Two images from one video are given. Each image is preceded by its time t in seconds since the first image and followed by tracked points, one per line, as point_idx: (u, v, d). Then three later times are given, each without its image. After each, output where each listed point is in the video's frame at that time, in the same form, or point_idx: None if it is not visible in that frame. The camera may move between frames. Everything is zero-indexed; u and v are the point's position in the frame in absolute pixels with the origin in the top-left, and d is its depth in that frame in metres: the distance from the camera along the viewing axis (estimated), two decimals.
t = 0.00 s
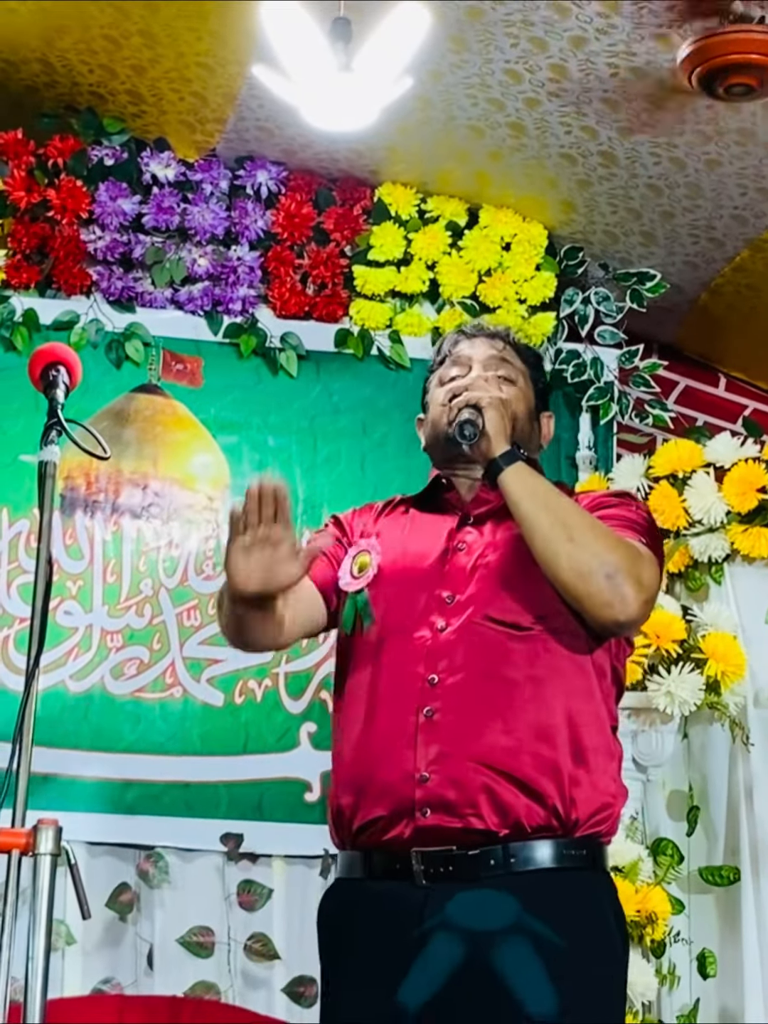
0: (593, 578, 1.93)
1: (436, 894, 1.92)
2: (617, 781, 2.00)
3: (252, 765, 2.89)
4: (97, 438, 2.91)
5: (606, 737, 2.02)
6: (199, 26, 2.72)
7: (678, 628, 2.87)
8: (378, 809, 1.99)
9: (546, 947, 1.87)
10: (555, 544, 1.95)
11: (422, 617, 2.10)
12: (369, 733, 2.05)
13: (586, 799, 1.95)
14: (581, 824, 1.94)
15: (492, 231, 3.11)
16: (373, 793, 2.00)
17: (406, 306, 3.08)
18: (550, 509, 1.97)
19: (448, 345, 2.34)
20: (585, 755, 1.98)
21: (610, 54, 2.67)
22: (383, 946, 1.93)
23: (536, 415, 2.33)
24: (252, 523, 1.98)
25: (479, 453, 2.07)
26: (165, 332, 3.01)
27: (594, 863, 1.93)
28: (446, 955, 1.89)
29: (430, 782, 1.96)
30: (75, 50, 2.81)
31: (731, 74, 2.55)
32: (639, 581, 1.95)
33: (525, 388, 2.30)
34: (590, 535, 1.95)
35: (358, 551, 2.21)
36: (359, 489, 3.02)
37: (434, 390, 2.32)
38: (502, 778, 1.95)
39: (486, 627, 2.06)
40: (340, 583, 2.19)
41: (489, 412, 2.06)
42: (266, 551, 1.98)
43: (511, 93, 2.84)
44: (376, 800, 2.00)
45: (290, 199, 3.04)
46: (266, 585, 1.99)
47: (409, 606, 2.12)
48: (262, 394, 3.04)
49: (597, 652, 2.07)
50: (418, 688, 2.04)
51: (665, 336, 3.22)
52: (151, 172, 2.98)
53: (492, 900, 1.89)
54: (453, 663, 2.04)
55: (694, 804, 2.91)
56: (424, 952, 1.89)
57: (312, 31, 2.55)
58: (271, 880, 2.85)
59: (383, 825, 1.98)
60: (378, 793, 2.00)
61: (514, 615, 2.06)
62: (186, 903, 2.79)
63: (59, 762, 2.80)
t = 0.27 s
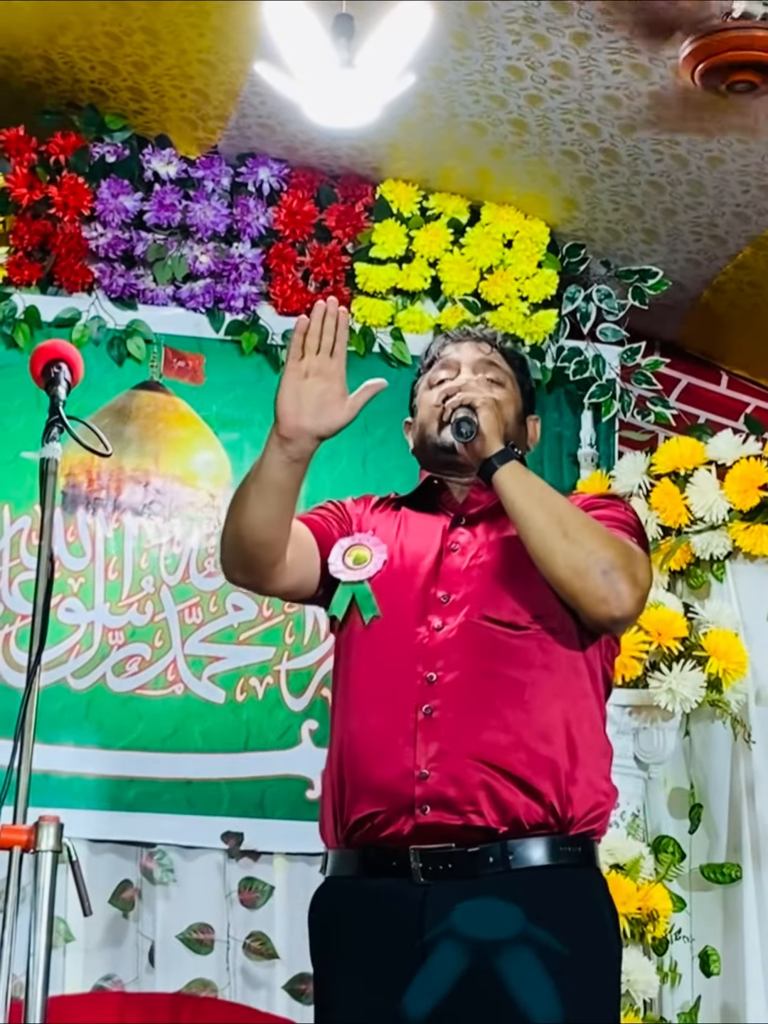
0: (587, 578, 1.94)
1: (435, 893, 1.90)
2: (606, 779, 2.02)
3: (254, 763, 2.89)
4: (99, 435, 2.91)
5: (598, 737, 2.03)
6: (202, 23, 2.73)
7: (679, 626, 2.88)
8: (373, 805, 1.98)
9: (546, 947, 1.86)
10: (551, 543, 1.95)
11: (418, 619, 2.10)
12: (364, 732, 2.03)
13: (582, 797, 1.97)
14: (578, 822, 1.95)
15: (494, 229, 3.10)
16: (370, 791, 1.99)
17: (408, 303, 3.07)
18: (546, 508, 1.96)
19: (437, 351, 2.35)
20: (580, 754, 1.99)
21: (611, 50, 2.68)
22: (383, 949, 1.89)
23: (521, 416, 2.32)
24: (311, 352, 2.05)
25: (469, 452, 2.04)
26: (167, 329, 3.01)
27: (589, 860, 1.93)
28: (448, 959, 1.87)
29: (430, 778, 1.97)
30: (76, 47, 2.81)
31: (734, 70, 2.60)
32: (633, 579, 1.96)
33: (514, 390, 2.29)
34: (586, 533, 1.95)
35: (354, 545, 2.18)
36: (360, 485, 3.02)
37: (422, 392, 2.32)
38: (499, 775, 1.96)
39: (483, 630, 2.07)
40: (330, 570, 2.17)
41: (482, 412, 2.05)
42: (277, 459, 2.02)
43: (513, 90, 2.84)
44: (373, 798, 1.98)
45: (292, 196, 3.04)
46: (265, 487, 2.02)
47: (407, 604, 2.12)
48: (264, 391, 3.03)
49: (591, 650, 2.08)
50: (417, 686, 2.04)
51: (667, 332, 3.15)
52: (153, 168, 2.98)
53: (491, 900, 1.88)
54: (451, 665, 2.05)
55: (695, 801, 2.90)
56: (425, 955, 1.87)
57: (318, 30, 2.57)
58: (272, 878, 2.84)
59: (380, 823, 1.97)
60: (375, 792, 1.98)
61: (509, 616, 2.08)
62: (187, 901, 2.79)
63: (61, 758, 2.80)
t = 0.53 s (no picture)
0: (587, 577, 1.92)
1: (432, 892, 1.85)
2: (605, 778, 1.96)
3: (255, 761, 2.89)
4: (101, 433, 2.91)
5: (595, 735, 1.98)
6: (204, 21, 2.74)
7: (681, 624, 2.88)
8: (372, 805, 1.92)
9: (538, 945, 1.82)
10: (550, 543, 1.92)
11: (416, 616, 2.04)
12: (361, 729, 1.97)
13: (581, 796, 1.91)
14: (576, 820, 1.90)
15: (496, 227, 3.10)
16: (368, 790, 1.93)
17: (410, 301, 3.06)
18: (546, 507, 1.94)
19: (431, 349, 2.26)
20: (579, 752, 1.94)
21: (614, 49, 2.67)
22: (377, 944, 1.85)
23: (519, 417, 2.24)
24: (324, 340, 2.04)
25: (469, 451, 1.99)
26: (168, 327, 3.00)
27: (587, 858, 1.89)
28: (439, 955, 1.83)
29: (428, 777, 1.91)
30: (79, 44, 2.81)
31: (736, 67, 2.54)
32: (632, 579, 1.95)
33: (509, 391, 2.21)
34: (585, 533, 1.93)
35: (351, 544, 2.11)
36: (362, 483, 3.02)
37: (416, 391, 2.22)
38: (499, 775, 1.90)
39: (482, 628, 2.01)
40: (329, 571, 2.10)
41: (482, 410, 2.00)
42: (283, 446, 1.99)
43: (516, 88, 2.84)
44: (372, 798, 1.92)
45: (294, 194, 3.05)
46: (270, 474, 1.99)
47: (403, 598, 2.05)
48: (266, 388, 3.03)
49: (588, 649, 2.03)
50: (414, 685, 1.98)
51: (668, 330, 3.18)
52: (154, 166, 2.99)
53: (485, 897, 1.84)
54: (449, 662, 1.99)
55: (697, 799, 2.90)
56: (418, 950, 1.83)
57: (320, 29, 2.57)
58: (274, 875, 2.84)
59: (379, 822, 1.91)
60: (373, 790, 1.92)
61: (509, 615, 2.01)
62: (189, 898, 2.79)
63: (64, 756, 2.80)
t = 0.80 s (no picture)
0: (589, 577, 1.91)
1: (433, 892, 1.83)
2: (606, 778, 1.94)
3: (257, 760, 2.88)
4: (101, 430, 2.90)
5: (596, 735, 1.95)
6: (205, 18, 2.72)
7: (684, 624, 2.86)
8: (373, 806, 1.90)
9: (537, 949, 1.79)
10: (552, 543, 1.91)
11: (417, 617, 2.01)
12: (361, 729, 1.95)
13: (583, 797, 1.89)
14: (578, 821, 1.88)
15: (499, 224, 3.09)
16: (368, 791, 1.91)
17: (412, 299, 3.05)
18: (547, 507, 1.92)
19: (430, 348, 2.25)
20: (581, 753, 1.92)
21: (617, 45, 2.66)
22: (374, 945, 1.82)
23: (516, 416, 2.23)
24: (335, 343, 2.04)
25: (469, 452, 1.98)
26: (170, 324, 2.99)
27: (588, 859, 1.86)
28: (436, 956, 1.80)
29: (430, 778, 1.88)
30: (79, 41, 2.80)
31: (740, 65, 2.52)
32: (633, 579, 1.94)
33: (508, 391, 2.20)
34: (587, 533, 1.92)
35: (351, 543, 2.09)
36: (364, 481, 3.01)
37: (414, 391, 2.21)
38: (501, 777, 1.88)
39: (483, 628, 1.99)
40: (329, 570, 2.07)
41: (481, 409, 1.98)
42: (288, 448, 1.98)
43: (518, 84, 2.82)
44: (372, 799, 1.90)
45: (296, 191, 3.03)
46: (275, 477, 1.97)
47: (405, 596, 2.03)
48: (267, 386, 3.02)
49: (588, 651, 2.01)
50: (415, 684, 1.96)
51: (672, 329, 3.20)
52: (156, 163, 2.97)
53: (485, 898, 1.81)
54: (450, 663, 1.96)
55: (701, 800, 2.89)
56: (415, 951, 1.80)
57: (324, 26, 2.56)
58: (275, 874, 2.83)
59: (379, 823, 1.89)
60: (374, 791, 1.90)
61: (510, 616, 1.99)
62: (189, 897, 2.78)
63: (66, 756, 2.79)
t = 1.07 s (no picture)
0: (592, 579, 1.90)
1: (433, 893, 1.82)
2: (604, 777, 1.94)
3: (257, 759, 2.88)
4: (102, 428, 2.89)
5: (595, 735, 1.95)
6: (205, 14, 2.72)
7: (685, 624, 2.86)
8: (373, 807, 1.89)
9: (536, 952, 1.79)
10: (554, 544, 1.90)
11: (416, 617, 2.01)
12: (361, 730, 1.94)
13: (583, 797, 1.89)
14: (577, 821, 1.88)
15: (500, 222, 3.08)
16: (368, 791, 1.90)
17: (413, 297, 3.04)
18: (549, 508, 1.91)
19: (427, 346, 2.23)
20: (580, 753, 1.91)
21: (619, 43, 2.65)
22: (373, 945, 1.82)
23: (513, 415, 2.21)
24: (349, 343, 2.01)
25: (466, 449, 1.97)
26: (170, 322, 2.98)
27: (587, 860, 1.86)
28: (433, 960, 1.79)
29: (430, 780, 1.88)
30: (80, 39, 2.80)
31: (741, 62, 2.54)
32: (635, 581, 1.93)
33: (505, 391, 2.18)
34: (589, 534, 1.91)
35: (351, 543, 2.08)
36: (365, 480, 3.01)
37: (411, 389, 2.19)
38: (501, 778, 1.88)
39: (483, 629, 1.98)
40: (329, 570, 2.07)
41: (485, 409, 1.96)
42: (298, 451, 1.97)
43: (520, 82, 2.82)
44: (373, 799, 1.89)
45: (297, 189, 3.03)
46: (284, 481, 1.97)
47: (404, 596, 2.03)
48: (268, 384, 3.02)
49: (586, 652, 2.00)
50: (415, 685, 1.95)
51: (673, 328, 3.17)
52: (156, 161, 2.96)
53: (484, 900, 1.80)
54: (450, 663, 1.96)
55: (703, 799, 2.89)
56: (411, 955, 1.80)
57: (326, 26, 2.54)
58: (275, 874, 2.83)
59: (379, 824, 1.88)
60: (375, 792, 1.89)
61: (510, 616, 1.99)
62: (189, 896, 2.78)
63: (66, 755, 2.78)
